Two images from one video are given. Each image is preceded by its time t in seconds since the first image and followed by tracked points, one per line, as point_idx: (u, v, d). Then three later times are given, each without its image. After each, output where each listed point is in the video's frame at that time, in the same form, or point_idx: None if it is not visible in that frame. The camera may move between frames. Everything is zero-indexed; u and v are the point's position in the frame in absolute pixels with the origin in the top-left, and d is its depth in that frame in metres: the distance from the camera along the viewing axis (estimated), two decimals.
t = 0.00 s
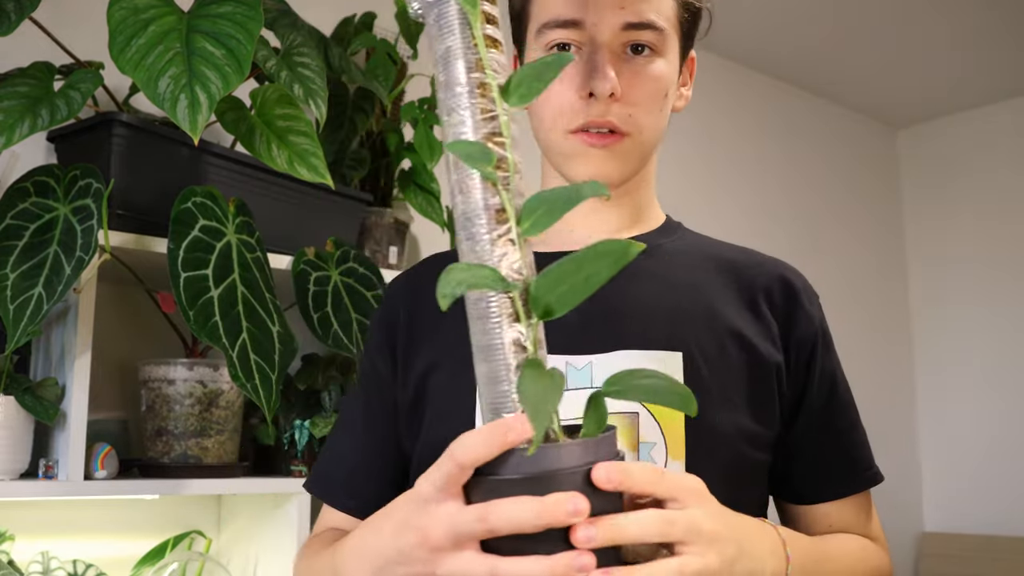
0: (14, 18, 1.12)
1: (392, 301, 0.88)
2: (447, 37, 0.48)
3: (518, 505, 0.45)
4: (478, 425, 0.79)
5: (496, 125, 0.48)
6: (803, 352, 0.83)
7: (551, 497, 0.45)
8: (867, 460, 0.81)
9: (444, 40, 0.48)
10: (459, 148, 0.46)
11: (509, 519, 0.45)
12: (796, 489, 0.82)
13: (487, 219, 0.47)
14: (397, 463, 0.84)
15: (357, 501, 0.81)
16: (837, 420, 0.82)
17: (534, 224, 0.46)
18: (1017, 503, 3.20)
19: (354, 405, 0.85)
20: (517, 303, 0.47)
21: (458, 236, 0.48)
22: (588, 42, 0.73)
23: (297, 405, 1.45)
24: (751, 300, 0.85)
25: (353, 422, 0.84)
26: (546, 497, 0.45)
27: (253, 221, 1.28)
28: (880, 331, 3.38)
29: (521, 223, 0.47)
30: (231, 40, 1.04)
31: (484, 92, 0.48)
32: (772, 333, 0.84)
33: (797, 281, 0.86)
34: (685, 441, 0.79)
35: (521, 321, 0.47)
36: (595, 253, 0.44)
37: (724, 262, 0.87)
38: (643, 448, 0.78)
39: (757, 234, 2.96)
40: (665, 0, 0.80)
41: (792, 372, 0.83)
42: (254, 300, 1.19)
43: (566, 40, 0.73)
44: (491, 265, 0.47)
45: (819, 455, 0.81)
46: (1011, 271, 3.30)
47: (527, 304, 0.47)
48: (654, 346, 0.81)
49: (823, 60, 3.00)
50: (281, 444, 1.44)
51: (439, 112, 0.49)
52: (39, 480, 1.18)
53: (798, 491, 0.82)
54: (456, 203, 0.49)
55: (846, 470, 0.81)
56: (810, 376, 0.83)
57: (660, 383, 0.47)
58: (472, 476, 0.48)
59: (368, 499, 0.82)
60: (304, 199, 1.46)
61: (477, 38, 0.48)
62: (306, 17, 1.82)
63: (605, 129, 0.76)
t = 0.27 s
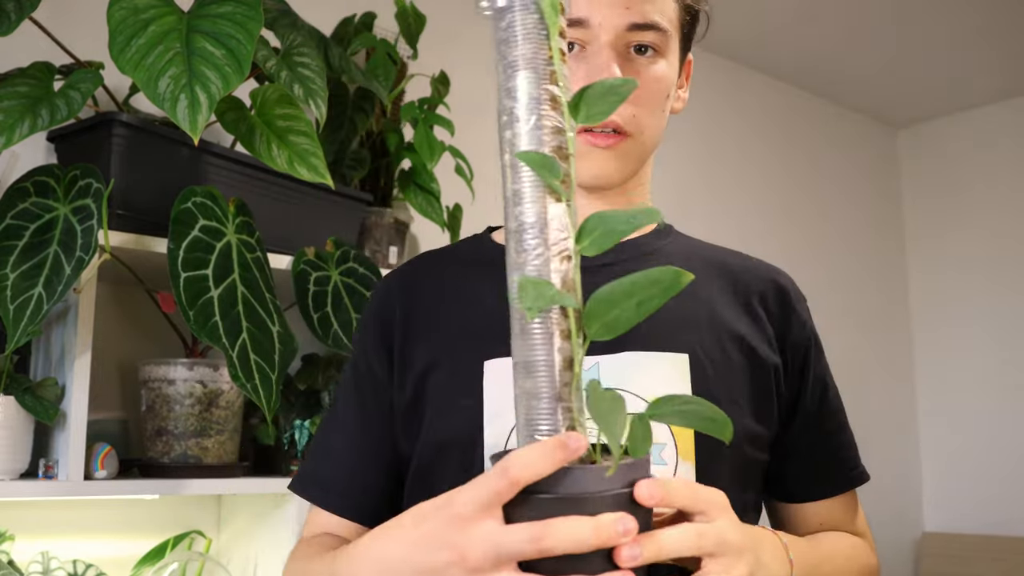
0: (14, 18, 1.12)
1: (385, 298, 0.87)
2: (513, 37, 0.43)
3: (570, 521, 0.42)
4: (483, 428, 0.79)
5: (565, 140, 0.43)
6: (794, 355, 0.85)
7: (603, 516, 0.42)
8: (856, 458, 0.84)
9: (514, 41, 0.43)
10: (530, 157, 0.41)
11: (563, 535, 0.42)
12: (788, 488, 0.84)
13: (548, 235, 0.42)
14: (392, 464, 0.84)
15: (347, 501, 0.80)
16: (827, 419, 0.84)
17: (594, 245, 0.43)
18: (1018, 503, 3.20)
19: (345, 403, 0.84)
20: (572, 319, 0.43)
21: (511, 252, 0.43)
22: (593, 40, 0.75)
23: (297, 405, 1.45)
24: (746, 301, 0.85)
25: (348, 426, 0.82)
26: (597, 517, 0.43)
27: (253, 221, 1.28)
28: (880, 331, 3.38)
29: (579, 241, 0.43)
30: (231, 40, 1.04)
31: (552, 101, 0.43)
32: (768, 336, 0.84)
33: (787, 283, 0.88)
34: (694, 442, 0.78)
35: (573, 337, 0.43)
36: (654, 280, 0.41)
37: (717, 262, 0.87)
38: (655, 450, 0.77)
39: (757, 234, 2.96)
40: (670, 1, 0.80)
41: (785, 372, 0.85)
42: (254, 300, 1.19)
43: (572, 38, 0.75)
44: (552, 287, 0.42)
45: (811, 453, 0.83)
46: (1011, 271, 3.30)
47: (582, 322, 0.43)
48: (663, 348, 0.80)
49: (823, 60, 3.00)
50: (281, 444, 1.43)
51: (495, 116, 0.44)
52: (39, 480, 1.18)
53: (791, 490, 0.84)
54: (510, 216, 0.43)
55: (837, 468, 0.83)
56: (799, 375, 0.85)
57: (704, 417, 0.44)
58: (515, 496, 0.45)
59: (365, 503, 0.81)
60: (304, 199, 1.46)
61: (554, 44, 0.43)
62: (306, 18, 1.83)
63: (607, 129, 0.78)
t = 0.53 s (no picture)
0: (14, 18, 1.12)
1: (375, 300, 0.85)
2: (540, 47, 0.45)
3: (612, 535, 0.43)
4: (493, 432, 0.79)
5: (595, 150, 0.45)
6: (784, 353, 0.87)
7: (643, 528, 0.43)
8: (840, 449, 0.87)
9: (551, 49, 0.45)
10: (564, 164, 0.43)
11: (610, 554, 0.42)
12: (777, 481, 0.86)
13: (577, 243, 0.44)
14: (387, 470, 0.82)
15: (342, 509, 0.79)
16: (813, 415, 0.87)
17: (624, 252, 0.44)
18: (1017, 503, 3.20)
19: (335, 409, 0.81)
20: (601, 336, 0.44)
21: (535, 259, 0.44)
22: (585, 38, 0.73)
23: (296, 405, 1.45)
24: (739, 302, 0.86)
25: (342, 432, 0.80)
26: (637, 529, 0.43)
27: (252, 221, 1.28)
28: (880, 331, 3.38)
29: (611, 251, 0.44)
30: (231, 40, 1.04)
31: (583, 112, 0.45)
32: (762, 336, 0.85)
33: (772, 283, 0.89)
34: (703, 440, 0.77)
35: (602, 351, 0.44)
36: (681, 291, 0.44)
37: (707, 263, 0.87)
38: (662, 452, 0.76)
39: (757, 234, 2.96)
40: None
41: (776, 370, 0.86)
42: (254, 300, 1.19)
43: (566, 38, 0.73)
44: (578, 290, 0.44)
45: (800, 448, 0.86)
46: (1011, 271, 3.30)
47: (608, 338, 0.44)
48: (669, 349, 0.79)
49: (823, 60, 3.00)
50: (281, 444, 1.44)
51: (522, 125, 0.46)
52: (39, 480, 1.18)
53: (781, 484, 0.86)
54: (535, 222, 0.45)
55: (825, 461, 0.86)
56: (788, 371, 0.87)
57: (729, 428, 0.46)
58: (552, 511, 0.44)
59: (363, 511, 0.80)
60: (304, 199, 1.46)
61: (586, 56, 0.45)
62: (306, 18, 1.83)
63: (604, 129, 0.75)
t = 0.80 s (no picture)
0: (14, 18, 1.12)
1: (364, 305, 0.88)
2: (485, 45, 0.40)
3: (539, 543, 0.37)
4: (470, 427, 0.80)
5: (536, 144, 0.40)
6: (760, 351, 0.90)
7: (572, 536, 0.37)
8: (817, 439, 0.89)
9: (480, 39, 0.40)
10: (496, 165, 0.38)
11: (530, 560, 0.37)
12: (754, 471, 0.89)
13: (520, 246, 0.39)
14: (377, 471, 0.83)
15: (329, 508, 0.80)
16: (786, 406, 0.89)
17: (569, 251, 0.39)
18: (1017, 503, 3.19)
19: (323, 410, 0.83)
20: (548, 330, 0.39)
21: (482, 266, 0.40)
22: (565, 54, 0.69)
23: (297, 405, 1.45)
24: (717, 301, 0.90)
25: (331, 435, 0.82)
26: (568, 537, 0.37)
27: (253, 221, 1.28)
28: (880, 331, 3.38)
29: (556, 249, 0.39)
30: (231, 40, 1.04)
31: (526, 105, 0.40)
32: (738, 335, 0.89)
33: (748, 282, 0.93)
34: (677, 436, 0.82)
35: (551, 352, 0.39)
36: (641, 284, 0.38)
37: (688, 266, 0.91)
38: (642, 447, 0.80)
39: (756, 235, 2.96)
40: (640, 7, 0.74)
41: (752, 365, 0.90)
42: (254, 300, 1.19)
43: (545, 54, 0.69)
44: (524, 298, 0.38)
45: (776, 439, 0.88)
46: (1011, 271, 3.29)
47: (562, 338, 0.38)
48: (646, 348, 0.84)
49: (823, 60, 3.00)
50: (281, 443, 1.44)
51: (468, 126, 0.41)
52: (40, 480, 1.18)
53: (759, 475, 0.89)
54: (487, 225, 0.40)
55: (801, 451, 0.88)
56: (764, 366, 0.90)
57: (702, 430, 0.38)
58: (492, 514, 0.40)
59: (352, 511, 0.80)
60: (304, 199, 1.46)
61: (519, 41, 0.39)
62: (306, 18, 1.83)
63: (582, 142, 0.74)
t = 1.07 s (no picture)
0: (14, 18, 1.12)
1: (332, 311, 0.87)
2: (441, 63, 0.46)
3: (464, 541, 0.41)
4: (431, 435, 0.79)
5: (484, 155, 0.45)
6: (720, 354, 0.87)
7: (498, 536, 0.41)
8: (775, 447, 0.84)
9: (439, 65, 0.46)
10: (438, 173, 0.43)
11: (455, 556, 0.41)
12: (717, 480, 0.86)
13: (464, 251, 0.45)
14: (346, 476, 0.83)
15: (301, 511, 0.80)
16: (746, 411, 0.85)
17: (510, 257, 0.43)
18: (1016, 503, 3.20)
19: (294, 416, 0.83)
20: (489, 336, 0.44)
21: (437, 271, 0.45)
22: (519, 75, 0.74)
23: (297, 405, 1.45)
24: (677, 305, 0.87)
25: (302, 439, 0.82)
26: (494, 537, 0.41)
27: (253, 221, 1.28)
28: (880, 331, 3.38)
29: (500, 257, 0.43)
30: (231, 40, 1.04)
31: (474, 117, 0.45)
32: (697, 338, 0.86)
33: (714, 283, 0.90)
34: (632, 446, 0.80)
35: (494, 358, 0.43)
36: (574, 291, 0.42)
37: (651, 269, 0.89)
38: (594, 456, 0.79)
39: (756, 235, 2.97)
40: (596, 33, 0.78)
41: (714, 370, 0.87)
42: (254, 300, 1.19)
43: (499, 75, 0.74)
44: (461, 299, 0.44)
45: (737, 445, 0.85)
46: (1011, 271, 3.29)
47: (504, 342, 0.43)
48: (599, 360, 0.82)
49: (823, 60, 3.00)
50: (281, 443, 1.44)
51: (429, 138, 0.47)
52: (40, 480, 1.18)
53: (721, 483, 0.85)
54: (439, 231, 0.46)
55: (761, 458, 0.84)
56: (727, 371, 0.87)
57: (635, 438, 0.43)
58: (427, 513, 0.45)
59: (319, 514, 0.81)
60: (304, 199, 1.46)
61: (470, 64, 0.45)
62: (306, 18, 1.83)
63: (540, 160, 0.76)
